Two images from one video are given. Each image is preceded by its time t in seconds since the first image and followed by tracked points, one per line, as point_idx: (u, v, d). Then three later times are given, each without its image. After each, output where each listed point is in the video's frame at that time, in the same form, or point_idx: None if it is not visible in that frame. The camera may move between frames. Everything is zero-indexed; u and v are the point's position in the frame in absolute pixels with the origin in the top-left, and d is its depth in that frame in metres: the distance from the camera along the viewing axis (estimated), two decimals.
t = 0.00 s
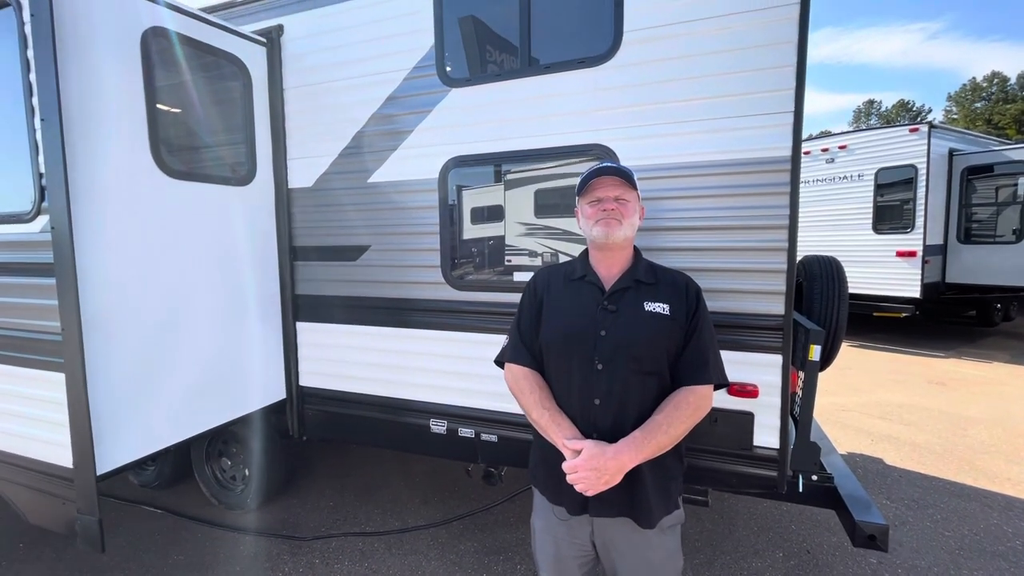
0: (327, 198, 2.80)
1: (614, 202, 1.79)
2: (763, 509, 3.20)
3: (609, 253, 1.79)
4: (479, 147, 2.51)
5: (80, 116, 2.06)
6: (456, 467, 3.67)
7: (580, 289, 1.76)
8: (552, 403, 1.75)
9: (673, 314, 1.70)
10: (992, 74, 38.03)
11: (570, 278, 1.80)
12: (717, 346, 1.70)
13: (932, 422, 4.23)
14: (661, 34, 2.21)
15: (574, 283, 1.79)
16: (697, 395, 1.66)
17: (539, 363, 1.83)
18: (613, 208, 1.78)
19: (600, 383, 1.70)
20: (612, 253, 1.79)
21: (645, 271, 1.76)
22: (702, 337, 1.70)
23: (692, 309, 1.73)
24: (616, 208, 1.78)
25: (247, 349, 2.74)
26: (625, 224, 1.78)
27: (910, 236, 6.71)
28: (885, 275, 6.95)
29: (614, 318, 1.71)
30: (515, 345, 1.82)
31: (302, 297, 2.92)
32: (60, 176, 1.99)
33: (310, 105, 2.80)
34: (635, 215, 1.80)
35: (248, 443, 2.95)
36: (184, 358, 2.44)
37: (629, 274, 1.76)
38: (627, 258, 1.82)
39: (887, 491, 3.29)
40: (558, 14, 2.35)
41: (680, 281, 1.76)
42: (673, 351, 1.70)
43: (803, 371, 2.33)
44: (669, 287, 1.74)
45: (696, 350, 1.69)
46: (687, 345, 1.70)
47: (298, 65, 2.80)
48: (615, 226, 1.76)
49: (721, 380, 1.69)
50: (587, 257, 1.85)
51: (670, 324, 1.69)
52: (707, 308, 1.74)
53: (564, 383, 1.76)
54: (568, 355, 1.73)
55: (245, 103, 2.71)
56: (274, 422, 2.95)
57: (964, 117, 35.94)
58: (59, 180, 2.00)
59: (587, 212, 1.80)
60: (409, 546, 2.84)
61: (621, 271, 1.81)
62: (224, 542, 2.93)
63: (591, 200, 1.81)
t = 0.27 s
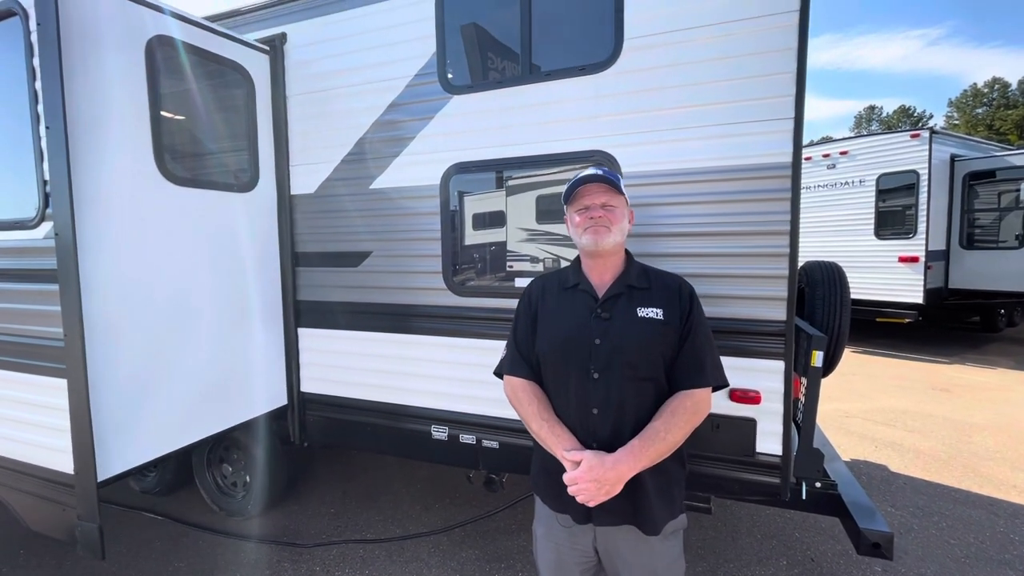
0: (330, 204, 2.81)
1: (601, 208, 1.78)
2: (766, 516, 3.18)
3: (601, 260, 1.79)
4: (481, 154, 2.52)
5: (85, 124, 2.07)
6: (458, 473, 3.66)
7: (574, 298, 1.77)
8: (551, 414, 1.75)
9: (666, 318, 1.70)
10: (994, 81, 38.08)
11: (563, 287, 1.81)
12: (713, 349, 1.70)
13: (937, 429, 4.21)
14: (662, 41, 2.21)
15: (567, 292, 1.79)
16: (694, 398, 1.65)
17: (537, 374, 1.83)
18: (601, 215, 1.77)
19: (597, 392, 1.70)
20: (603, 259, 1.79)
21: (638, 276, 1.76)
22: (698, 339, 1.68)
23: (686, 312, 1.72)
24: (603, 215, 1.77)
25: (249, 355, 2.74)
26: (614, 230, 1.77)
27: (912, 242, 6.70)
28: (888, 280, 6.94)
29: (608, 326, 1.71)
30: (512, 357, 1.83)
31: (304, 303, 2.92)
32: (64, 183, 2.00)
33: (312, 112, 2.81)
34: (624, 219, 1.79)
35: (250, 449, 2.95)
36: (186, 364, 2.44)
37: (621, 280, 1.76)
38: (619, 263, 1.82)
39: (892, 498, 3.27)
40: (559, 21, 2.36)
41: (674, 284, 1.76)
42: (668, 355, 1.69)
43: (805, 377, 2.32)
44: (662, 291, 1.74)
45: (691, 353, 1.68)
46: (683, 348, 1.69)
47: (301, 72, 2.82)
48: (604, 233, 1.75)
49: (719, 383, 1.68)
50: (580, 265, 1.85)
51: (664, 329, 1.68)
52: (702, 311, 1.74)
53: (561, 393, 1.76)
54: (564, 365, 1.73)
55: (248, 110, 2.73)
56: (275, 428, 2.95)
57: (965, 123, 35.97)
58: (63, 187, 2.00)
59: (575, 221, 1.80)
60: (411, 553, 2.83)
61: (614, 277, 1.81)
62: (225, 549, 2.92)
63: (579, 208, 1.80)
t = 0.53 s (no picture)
0: (333, 210, 2.81)
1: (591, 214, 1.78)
2: (770, 523, 3.17)
3: (594, 266, 1.79)
4: (484, 160, 2.52)
5: (91, 130, 2.08)
6: (461, 479, 3.65)
7: (569, 305, 1.77)
8: (551, 423, 1.74)
9: (662, 322, 1.70)
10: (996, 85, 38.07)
11: (558, 294, 1.80)
12: (709, 351, 1.70)
13: (942, 435, 4.19)
14: (665, 47, 2.22)
15: (563, 299, 1.79)
16: (692, 401, 1.65)
17: (535, 382, 1.82)
18: (592, 222, 1.78)
19: (595, 399, 1.69)
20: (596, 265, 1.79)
21: (633, 281, 1.76)
22: (695, 343, 1.69)
23: (682, 315, 1.72)
24: (594, 222, 1.78)
25: (252, 361, 2.74)
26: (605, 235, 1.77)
27: (916, 246, 6.68)
28: (891, 285, 6.92)
29: (604, 332, 1.70)
30: (510, 366, 1.82)
31: (307, 308, 2.93)
32: (71, 189, 2.01)
33: (316, 119, 2.82)
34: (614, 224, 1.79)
35: (252, 455, 2.95)
36: (190, 370, 2.44)
37: (616, 285, 1.76)
38: (613, 269, 1.82)
39: (898, 505, 3.25)
40: (562, 28, 2.37)
41: (669, 287, 1.76)
42: (664, 359, 1.69)
43: (809, 383, 2.32)
44: (658, 295, 1.74)
45: (689, 357, 1.68)
46: (680, 351, 1.69)
47: (305, 79, 2.83)
48: (595, 240, 1.75)
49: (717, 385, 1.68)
50: (575, 272, 1.85)
51: (661, 333, 1.68)
52: (698, 313, 1.74)
53: (559, 401, 1.75)
54: (561, 373, 1.72)
55: (252, 117, 2.74)
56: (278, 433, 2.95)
57: (968, 128, 35.94)
58: (70, 194, 2.01)
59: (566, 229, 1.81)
60: (413, 560, 2.82)
61: (608, 282, 1.81)
62: (227, 556, 2.92)
63: (570, 217, 1.81)
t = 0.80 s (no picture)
0: (336, 215, 2.82)
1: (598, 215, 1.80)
2: (774, 528, 3.16)
3: (597, 267, 1.79)
4: (486, 164, 2.53)
5: (96, 136, 2.09)
6: (463, 483, 3.64)
7: (572, 307, 1.77)
8: (551, 424, 1.73)
9: (665, 326, 1.70)
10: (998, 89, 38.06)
11: (560, 296, 1.80)
12: (711, 355, 1.70)
13: (946, 440, 4.17)
14: (666, 52, 2.23)
15: (565, 302, 1.79)
16: (694, 404, 1.65)
17: (536, 384, 1.82)
18: (595, 223, 1.79)
19: (598, 401, 1.69)
20: (600, 267, 1.79)
21: (635, 284, 1.77)
22: (697, 346, 1.69)
23: (683, 319, 1.73)
24: (598, 223, 1.79)
25: (255, 365, 2.74)
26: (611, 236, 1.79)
27: (919, 250, 6.67)
28: (894, 289, 6.91)
29: (607, 334, 1.70)
30: (510, 368, 1.81)
31: (309, 313, 2.93)
32: (77, 194, 2.02)
33: (319, 124, 2.84)
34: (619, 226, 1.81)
35: (254, 459, 2.95)
36: (193, 373, 2.45)
37: (618, 288, 1.76)
38: (615, 272, 1.82)
39: (902, 511, 3.23)
40: (564, 34, 2.38)
41: (670, 291, 1.77)
42: (667, 363, 1.70)
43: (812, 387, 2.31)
44: (660, 299, 1.75)
45: (690, 360, 1.68)
46: (682, 355, 1.70)
47: (308, 85, 2.85)
48: (599, 241, 1.76)
49: (719, 388, 1.69)
50: (576, 274, 1.85)
51: (663, 336, 1.69)
52: (699, 318, 1.75)
53: (561, 403, 1.75)
54: (563, 374, 1.72)
55: (255, 122, 2.75)
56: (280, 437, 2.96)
57: (971, 131, 35.90)
58: (75, 199, 2.03)
59: (570, 229, 1.81)
60: (415, 565, 2.82)
61: (610, 285, 1.81)
62: (229, 560, 2.92)
63: (574, 218, 1.82)
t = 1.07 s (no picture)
0: (339, 219, 2.83)
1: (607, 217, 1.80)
2: (777, 532, 3.15)
3: (604, 270, 1.78)
4: (488, 168, 2.54)
5: (101, 140, 2.11)
6: (465, 487, 3.64)
7: (576, 310, 1.77)
8: (554, 427, 1.73)
9: (669, 330, 1.70)
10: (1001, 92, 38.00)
11: (565, 299, 1.81)
12: (715, 359, 1.71)
13: (950, 443, 4.16)
14: (668, 56, 2.23)
15: (569, 305, 1.79)
16: (698, 408, 1.66)
17: (539, 387, 1.82)
18: (604, 226, 1.79)
19: (601, 405, 1.69)
20: (606, 270, 1.79)
21: (639, 288, 1.77)
22: (701, 350, 1.69)
23: (687, 323, 1.73)
24: (606, 226, 1.79)
25: (258, 368, 2.75)
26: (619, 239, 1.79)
27: (921, 253, 6.66)
28: (897, 292, 6.89)
29: (611, 338, 1.71)
30: (513, 370, 1.81)
31: (312, 316, 2.94)
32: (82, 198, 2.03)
33: (322, 128, 2.85)
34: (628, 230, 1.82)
35: (257, 463, 2.96)
36: (196, 377, 2.45)
37: (623, 292, 1.77)
38: (619, 276, 1.82)
39: (906, 515, 3.22)
40: (565, 38, 2.39)
41: (675, 296, 1.78)
42: (671, 367, 1.70)
43: (816, 391, 2.31)
44: (664, 303, 1.75)
45: (694, 364, 1.69)
46: (685, 359, 1.70)
47: (311, 89, 2.86)
48: (607, 244, 1.76)
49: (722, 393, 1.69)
50: (581, 277, 1.85)
51: (667, 340, 1.69)
52: (703, 322, 1.75)
53: (564, 406, 1.75)
54: (567, 377, 1.72)
55: (258, 126, 2.77)
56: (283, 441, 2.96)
57: (973, 134, 35.85)
58: (81, 203, 2.04)
59: (577, 231, 1.81)
60: (418, 568, 2.82)
61: (614, 289, 1.82)
62: (231, 563, 2.92)
63: (582, 220, 1.82)
